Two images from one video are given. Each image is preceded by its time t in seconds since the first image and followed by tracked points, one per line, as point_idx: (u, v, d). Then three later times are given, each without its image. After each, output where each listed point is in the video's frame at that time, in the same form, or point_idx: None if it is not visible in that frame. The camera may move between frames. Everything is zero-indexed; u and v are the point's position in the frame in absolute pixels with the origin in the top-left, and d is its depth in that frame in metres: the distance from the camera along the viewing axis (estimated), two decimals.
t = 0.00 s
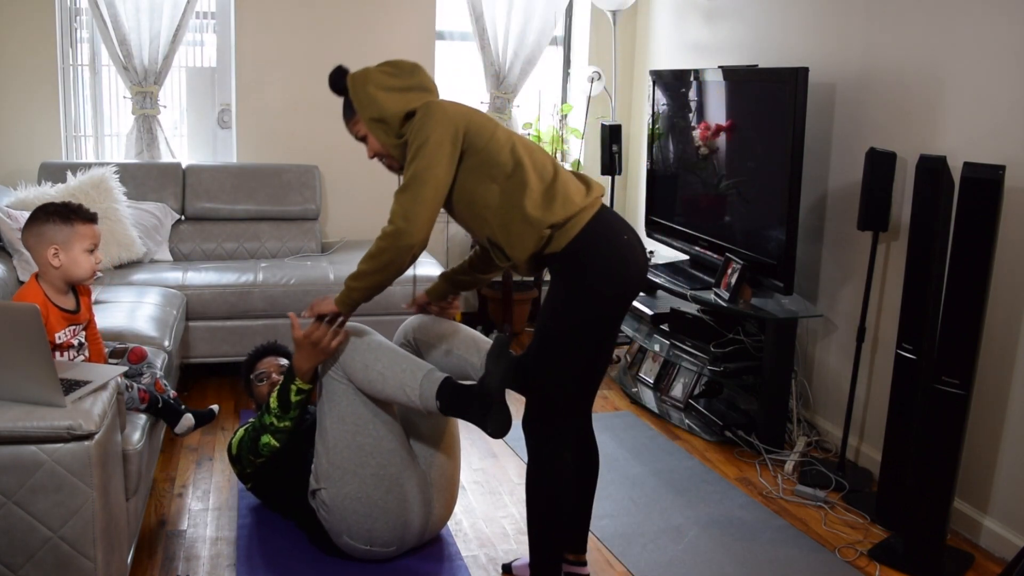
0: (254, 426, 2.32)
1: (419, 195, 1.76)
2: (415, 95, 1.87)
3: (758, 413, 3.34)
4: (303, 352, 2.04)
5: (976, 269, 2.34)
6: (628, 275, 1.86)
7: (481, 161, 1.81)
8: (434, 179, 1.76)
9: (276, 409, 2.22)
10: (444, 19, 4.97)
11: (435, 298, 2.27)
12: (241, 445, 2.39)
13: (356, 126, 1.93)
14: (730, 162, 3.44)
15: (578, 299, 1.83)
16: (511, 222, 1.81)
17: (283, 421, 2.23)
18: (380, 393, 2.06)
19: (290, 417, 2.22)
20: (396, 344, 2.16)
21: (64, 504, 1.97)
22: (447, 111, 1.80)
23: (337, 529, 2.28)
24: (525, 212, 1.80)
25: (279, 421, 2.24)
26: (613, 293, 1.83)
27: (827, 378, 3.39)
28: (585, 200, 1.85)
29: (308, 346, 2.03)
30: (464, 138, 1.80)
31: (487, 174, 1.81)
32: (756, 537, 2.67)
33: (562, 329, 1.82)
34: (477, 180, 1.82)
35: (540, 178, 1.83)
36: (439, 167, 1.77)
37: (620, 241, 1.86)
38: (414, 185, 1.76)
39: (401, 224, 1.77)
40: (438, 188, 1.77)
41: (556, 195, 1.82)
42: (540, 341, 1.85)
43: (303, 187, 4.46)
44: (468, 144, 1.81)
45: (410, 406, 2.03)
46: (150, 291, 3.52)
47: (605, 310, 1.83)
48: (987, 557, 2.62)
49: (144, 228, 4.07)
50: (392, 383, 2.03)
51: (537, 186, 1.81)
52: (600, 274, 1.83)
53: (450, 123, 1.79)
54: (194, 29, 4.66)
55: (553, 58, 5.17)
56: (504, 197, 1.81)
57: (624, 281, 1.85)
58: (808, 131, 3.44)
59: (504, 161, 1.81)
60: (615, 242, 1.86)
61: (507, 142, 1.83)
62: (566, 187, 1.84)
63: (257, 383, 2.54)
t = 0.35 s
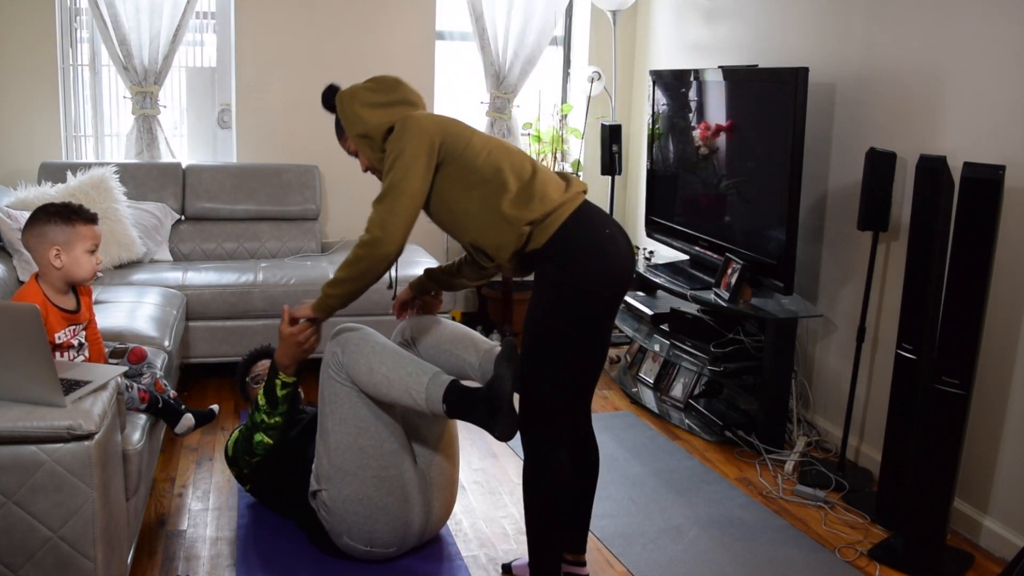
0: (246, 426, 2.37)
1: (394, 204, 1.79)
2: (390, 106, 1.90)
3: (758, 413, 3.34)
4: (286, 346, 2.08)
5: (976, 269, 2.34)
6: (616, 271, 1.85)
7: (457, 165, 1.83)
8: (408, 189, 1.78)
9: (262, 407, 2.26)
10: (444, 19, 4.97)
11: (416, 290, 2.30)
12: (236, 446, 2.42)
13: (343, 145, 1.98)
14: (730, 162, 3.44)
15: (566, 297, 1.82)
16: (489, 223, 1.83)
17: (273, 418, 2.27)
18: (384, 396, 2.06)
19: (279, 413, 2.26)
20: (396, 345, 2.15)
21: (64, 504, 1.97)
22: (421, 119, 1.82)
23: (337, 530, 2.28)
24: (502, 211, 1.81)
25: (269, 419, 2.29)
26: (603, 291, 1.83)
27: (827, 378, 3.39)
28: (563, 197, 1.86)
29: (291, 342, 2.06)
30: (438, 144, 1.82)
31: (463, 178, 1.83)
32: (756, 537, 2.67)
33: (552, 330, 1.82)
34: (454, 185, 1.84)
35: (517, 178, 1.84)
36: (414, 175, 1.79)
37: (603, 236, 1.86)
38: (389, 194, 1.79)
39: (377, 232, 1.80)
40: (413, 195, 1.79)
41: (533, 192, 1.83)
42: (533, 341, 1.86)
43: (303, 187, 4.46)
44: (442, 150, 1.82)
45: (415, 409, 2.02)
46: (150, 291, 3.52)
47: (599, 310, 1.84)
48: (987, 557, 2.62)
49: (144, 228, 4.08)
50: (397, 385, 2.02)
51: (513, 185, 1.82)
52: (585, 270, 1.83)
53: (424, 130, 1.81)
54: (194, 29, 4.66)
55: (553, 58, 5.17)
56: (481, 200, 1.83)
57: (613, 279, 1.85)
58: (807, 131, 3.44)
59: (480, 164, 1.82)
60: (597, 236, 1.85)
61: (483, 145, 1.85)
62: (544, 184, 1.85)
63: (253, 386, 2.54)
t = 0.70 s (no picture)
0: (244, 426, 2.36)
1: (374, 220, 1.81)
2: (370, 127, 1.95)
3: (758, 413, 3.35)
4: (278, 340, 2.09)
5: (976, 269, 2.34)
6: (600, 270, 1.83)
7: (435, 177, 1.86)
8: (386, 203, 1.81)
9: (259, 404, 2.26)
10: (444, 19, 4.97)
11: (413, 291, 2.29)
12: (235, 447, 2.41)
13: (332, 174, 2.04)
14: (730, 162, 3.44)
15: (548, 297, 1.82)
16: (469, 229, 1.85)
17: (269, 416, 2.27)
18: (383, 396, 2.06)
19: (275, 411, 2.26)
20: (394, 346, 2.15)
21: (64, 504, 1.97)
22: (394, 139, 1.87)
23: (337, 530, 2.28)
24: (480, 216, 1.84)
25: (266, 418, 2.29)
26: (597, 290, 1.82)
27: (827, 378, 3.40)
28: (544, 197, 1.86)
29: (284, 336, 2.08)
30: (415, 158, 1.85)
31: (441, 189, 1.86)
32: (757, 537, 2.67)
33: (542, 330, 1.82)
34: (434, 196, 1.87)
35: (494, 181, 1.85)
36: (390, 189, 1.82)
37: (581, 231, 1.84)
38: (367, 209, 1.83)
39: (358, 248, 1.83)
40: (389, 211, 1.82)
41: (511, 193, 1.84)
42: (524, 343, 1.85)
43: (303, 187, 4.46)
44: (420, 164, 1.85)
45: (414, 409, 2.03)
46: (150, 291, 3.52)
47: (597, 310, 1.84)
48: (987, 557, 2.62)
49: (144, 228, 4.08)
50: (396, 386, 2.03)
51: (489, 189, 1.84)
52: (564, 268, 1.81)
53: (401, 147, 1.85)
54: (194, 29, 4.66)
55: (553, 59, 5.17)
56: (460, 208, 1.85)
57: (601, 278, 1.83)
58: (808, 131, 3.44)
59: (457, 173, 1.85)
60: (577, 233, 1.83)
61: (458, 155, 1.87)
62: (521, 184, 1.85)
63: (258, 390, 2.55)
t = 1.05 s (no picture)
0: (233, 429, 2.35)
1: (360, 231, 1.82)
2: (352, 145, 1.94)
3: (758, 413, 3.35)
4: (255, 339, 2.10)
5: (976, 269, 2.34)
6: (593, 269, 1.82)
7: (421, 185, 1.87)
8: (371, 214, 1.82)
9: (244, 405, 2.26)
10: (444, 19, 4.97)
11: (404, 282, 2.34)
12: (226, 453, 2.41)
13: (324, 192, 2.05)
14: (730, 162, 3.44)
15: (540, 295, 1.81)
16: (459, 233, 1.86)
17: (256, 415, 2.27)
18: (381, 394, 2.06)
19: (261, 409, 2.26)
20: (391, 344, 2.16)
21: (64, 504, 1.97)
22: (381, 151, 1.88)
23: (337, 529, 2.28)
24: (469, 220, 1.85)
25: (252, 419, 2.29)
26: (595, 290, 1.82)
27: (827, 378, 3.39)
28: (532, 195, 1.87)
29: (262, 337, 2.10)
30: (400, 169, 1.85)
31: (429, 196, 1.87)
32: (757, 537, 2.67)
33: (540, 331, 1.81)
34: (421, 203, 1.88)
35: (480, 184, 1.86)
36: (375, 203, 1.82)
37: (569, 229, 1.84)
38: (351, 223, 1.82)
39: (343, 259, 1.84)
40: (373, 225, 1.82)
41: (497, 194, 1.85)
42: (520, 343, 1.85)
43: (303, 187, 4.46)
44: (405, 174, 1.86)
45: (412, 408, 2.04)
46: (150, 291, 3.52)
47: (597, 311, 1.84)
48: (987, 557, 2.62)
49: (144, 228, 4.08)
50: (394, 385, 2.04)
51: (476, 193, 1.85)
52: (554, 265, 1.81)
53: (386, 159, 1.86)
54: (194, 29, 4.66)
55: (553, 59, 5.17)
56: (448, 214, 1.86)
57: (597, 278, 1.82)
58: (808, 131, 3.44)
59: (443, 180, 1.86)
60: (566, 231, 1.83)
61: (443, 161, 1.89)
62: (507, 184, 1.87)
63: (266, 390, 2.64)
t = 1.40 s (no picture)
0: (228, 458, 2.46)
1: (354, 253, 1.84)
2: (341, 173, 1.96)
3: (758, 413, 3.35)
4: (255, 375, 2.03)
5: (976, 269, 2.34)
6: (595, 268, 1.81)
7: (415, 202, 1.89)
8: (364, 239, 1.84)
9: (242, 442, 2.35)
10: (444, 19, 4.97)
11: (403, 293, 2.35)
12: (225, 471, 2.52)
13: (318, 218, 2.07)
14: (730, 162, 3.44)
15: (541, 293, 1.81)
16: (456, 243, 1.87)
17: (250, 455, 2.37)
18: (389, 395, 2.06)
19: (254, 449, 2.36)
20: (396, 344, 2.16)
21: (64, 504, 1.97)
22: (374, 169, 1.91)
23: (338, 529, 2.28)
24: (465, 229, 1.86)
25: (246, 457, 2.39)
26: (596, 290, 1.82)
27: (827, 378, 3.39)
28: (525, 197, 1.88)
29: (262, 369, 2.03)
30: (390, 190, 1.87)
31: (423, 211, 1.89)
32: (756, 536, 2.67)
33: (540, 331, 1.81)
34: (415, 220, 1.89)
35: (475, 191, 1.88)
36: (368, 225, 1.84)
37: (571, 228, 1.84)
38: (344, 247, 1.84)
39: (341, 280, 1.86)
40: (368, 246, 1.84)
41: (492, 199, 1.87)
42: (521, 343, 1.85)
43: (303, 187, 4.46)
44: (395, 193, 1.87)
45: (421, 408, 2.04)
46: (150, 291, 3.52)
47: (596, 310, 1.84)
48: (987, 557, 2.62)
49: (144, 228, 4.08)
50: (403, 385, 2.03)
51: (469, 202, 1.86)
52: (554, 264, 1.81)
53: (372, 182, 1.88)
54: (194, 29, 4.66)
55: (553, 59, 5.17)
56: (443, 226, 1.88)
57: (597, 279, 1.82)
58: (807, 131, 3.44)
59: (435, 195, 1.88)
60: (569, 230, 1.83)
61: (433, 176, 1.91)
62: (502, 189, 1.88)
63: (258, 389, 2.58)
